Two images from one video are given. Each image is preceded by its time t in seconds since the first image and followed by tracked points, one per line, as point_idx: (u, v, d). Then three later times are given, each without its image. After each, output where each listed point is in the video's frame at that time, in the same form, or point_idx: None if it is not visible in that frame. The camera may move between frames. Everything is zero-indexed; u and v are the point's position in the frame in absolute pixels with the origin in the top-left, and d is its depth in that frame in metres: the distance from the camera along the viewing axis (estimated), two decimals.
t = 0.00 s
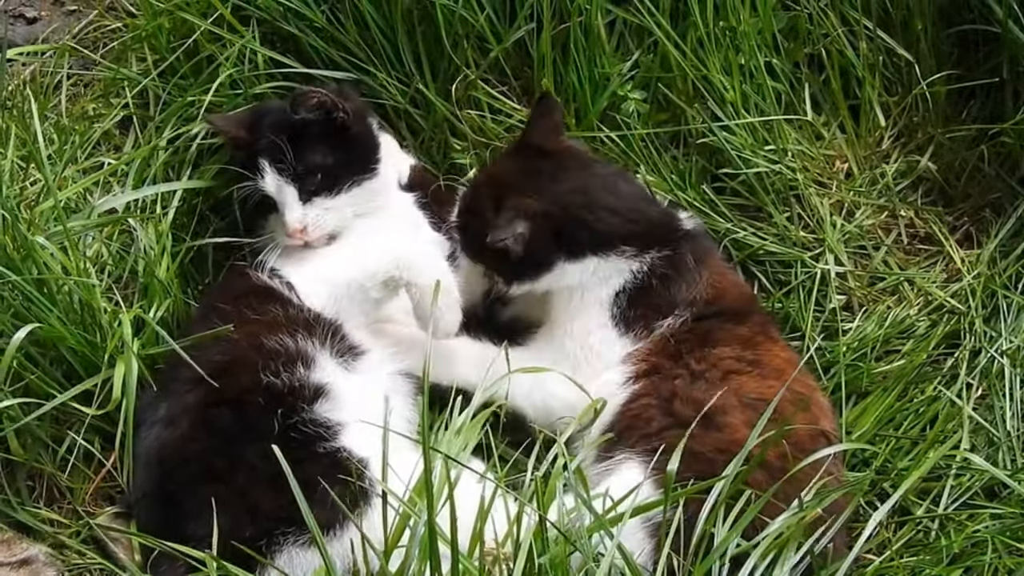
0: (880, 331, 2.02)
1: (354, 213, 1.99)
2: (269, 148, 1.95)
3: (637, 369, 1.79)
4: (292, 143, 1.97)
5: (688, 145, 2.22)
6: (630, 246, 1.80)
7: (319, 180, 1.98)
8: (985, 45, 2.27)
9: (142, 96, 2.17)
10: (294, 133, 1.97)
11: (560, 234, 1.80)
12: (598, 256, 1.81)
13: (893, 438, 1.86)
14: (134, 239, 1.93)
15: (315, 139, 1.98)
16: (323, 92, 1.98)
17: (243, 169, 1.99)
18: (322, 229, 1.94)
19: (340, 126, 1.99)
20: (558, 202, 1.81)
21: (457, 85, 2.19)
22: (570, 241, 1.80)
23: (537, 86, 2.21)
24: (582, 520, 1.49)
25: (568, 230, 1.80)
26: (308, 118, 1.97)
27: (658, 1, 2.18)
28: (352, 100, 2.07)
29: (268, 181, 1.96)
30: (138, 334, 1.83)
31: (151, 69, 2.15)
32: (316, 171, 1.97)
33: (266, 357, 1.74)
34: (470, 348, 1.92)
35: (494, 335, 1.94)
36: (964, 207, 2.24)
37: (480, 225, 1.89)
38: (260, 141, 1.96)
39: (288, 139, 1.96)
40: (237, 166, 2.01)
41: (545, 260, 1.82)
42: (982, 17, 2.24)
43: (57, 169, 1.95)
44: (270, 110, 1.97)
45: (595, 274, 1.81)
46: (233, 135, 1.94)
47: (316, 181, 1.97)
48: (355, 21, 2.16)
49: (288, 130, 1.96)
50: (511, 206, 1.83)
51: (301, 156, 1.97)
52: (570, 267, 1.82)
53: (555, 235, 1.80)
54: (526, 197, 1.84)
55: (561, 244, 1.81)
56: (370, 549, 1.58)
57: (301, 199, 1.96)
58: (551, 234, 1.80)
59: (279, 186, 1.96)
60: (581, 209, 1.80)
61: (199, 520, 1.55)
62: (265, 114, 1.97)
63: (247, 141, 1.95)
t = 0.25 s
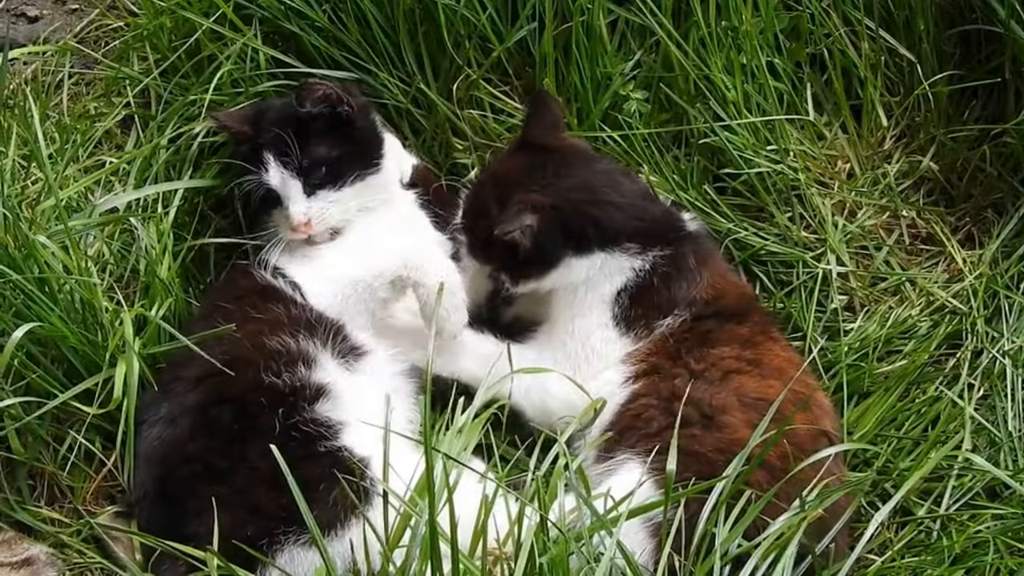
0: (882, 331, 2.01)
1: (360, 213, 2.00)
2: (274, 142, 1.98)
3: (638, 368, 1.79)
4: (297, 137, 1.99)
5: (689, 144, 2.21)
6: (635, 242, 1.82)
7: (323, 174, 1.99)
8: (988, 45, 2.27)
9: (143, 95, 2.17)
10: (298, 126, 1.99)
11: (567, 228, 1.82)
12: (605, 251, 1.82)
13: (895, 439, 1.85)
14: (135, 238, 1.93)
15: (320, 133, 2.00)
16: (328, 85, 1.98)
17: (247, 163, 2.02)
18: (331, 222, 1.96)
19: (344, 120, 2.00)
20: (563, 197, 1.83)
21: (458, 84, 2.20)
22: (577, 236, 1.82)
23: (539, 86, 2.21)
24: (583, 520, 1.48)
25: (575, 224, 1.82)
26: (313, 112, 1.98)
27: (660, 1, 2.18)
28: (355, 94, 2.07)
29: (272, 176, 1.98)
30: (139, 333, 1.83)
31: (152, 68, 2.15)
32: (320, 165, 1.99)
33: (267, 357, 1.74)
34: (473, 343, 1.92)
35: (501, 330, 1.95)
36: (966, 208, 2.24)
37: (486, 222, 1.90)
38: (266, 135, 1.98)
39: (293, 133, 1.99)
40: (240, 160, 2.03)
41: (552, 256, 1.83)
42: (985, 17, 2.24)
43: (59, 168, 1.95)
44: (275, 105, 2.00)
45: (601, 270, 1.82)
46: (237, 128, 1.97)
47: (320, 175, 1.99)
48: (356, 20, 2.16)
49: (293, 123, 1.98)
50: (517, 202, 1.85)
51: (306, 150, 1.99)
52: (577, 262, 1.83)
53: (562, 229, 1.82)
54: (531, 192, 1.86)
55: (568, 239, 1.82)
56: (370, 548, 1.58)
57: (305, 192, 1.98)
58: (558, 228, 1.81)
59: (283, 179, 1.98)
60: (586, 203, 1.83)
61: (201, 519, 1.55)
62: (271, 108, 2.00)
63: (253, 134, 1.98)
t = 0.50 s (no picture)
0: (882, 329, 2.01)
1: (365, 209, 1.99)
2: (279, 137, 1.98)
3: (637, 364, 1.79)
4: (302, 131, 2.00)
5: (690, 141, 2.21)
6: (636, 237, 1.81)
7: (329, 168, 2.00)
8: (989, 43, 2.26)
9: (143, 91, 2.17)
10: (303, 121, 2.00)
11: (573, 220, 1.78)
12: (609, 243, 1.80)
13: (894, 436, 1.85)
14: (135, 233, 1.92)
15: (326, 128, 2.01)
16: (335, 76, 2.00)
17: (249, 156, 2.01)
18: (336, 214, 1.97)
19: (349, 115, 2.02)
20: (569, 188, 1.80)
21: (457, 80, 2.20)
22: (582, 227, 1.79)
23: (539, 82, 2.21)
24: (582, 517, 1.49)
25: (582, 216, 1.79)
26: (318, 106, 1.99)
27: None
28: (360, 86, 2.07)
29: (277, 167, 1.98)
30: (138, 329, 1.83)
31: (153, 64, 2.15)
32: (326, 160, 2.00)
33: (266, 354, 1.74)
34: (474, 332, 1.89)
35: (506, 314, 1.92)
36: (966, 206, 2.23)
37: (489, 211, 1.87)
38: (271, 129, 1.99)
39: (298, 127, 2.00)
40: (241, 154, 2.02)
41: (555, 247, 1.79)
42: (986, 15, 2.24)
43: (58, 163, 1.95)
44: (276, 100, 2.00)
45: (603, 262, 1.80)
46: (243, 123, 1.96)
47: (324, 167, 2.00)
48: (356, 16, 2.16)
49: (298, 118, 1.99)
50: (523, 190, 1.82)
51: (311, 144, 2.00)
52: (581, 254, 1.80)
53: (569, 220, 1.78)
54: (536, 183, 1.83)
55: (574, 230, 1.79)
56: (369, 544, 1.58)
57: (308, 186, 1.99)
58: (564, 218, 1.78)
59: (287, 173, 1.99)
60: (592, 194, 1.80)
61: (200, 515, 1.55)
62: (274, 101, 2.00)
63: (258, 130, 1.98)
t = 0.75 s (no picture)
0: (882, 326, 2.01)
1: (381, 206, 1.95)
2: (355, 125, 1.93)
3: (637, 359, 1.79)
4: (373, 118, 1.94)
5: (690, 138, 2.21)
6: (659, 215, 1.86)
7: (407, 156, 1.96)
8: (989, 40, 2.26)
9: (143, 86, 2.16)
10: (376, 107, 1.95)
11: (597, 191, 1.83)
12: (628, 221, 1.83)
13: (894, 434, 1.85)
14: (134, 229, 1.92)
15: (395, 114, 1.96)
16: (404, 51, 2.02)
17: (309, 145, 1.92)
18: (404, 208, 1.96)
19: (416, 99, 1.99)
20: (587, 161, 1.87)
21: (457, 76, 2.21)
22: (606, 196, 1.84)
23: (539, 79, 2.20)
24: (582, 513, 1.49)
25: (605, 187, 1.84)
26: (392, 92, 1.96)
27: None
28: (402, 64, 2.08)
29: (408, 142, 1.96)
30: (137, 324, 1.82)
31: (153, 59, 2.15)
32: (403, 148, 1.96)
33: (267, 349, 1.74)
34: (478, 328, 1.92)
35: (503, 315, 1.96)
36: (967, 203, 2.23)
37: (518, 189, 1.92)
38: (361, 116, 1.93)
39: (369, 114, 1.94)
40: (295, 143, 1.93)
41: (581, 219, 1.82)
42: (987, 12, 2.23)
43: (58, 158, 1.95)
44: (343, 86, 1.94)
45: (622, 245, 1.83)
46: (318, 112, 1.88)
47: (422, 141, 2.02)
48: (356, 11, 2.15)
49: (376, 104, 1.95)
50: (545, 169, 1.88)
51: (386, 132, 1.95)
52: (602, 229, 1.83)
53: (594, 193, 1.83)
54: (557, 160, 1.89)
55: (599, 202, 1.83)
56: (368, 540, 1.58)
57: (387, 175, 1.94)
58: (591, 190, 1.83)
59: (366, 162, 1.93)
60: (610, 167, 1.87)
61: (199, 511, 1.55)
62: (385, 87, 1.96)
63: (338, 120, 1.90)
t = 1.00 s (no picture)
0: (881, 318, 2.01)
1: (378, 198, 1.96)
2: (350, 115, 1.93)
3: (638, 352, 1.79)
4: (367, 107, 1.94)
5: (688, 130, 2.21)
6: (674, 207, 1.86)
7: (402, 145, 1.96)
8: (989, 33, 2.26)
9: (141, 78, 2.16)
10: (371, 97, 1.94)
11: (617, 196, 1.84)
12: (647, 221, 1.84)
13: (893, 426, 1.85)
14: (132, 221, 1.91)
15: (390, 104, 1.96)
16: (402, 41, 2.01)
17: (302, 132, 1.93)
18: (399, 196, 1.96)
19: (411, 88, 1.99)
20: (604, 166, 1.86)
21: (457, 69, 2.20)
22: (632, 203, 1.84)
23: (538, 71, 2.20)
24: (580, 506, 1.49)
25: (625, 190, 1.84)
26: (388, 81, 1.96)
27: None
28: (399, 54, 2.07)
29: (403, 129, 1.96)
30: (135, 317, 1.82)
31: (150, 51, 2.14)
32: (398, 136, 1.96)
33: (266, 340, 1.74)
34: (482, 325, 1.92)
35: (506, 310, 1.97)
36: (966, 195, 2.23)
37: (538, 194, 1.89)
38: (356, 106, 1.93)
39: (363, 103, 1.94)
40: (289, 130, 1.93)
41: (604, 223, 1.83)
42: (986, 4, 2.23)
43: (55, 150, 1.94)
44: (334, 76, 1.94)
45: (641, 246, 1.83)
46: (313, 103, 1.87)
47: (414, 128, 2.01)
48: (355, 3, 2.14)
49: (371, 93, 1.94)
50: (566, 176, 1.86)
51: (381, 120, 1.95)
52: (626, 234, 1.83)
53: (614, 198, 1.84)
54: (576, 166, 1.87)
55: (622, 206, 1.84)
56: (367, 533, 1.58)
57: (382, 164, 1.94)
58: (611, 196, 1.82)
59: (360, 151, 1.93)
60: (625, 168, 1.86)
61: (198, 504, 1.55)
62: (380, 78, 1.96)
63: (332, 108, 1.90)
